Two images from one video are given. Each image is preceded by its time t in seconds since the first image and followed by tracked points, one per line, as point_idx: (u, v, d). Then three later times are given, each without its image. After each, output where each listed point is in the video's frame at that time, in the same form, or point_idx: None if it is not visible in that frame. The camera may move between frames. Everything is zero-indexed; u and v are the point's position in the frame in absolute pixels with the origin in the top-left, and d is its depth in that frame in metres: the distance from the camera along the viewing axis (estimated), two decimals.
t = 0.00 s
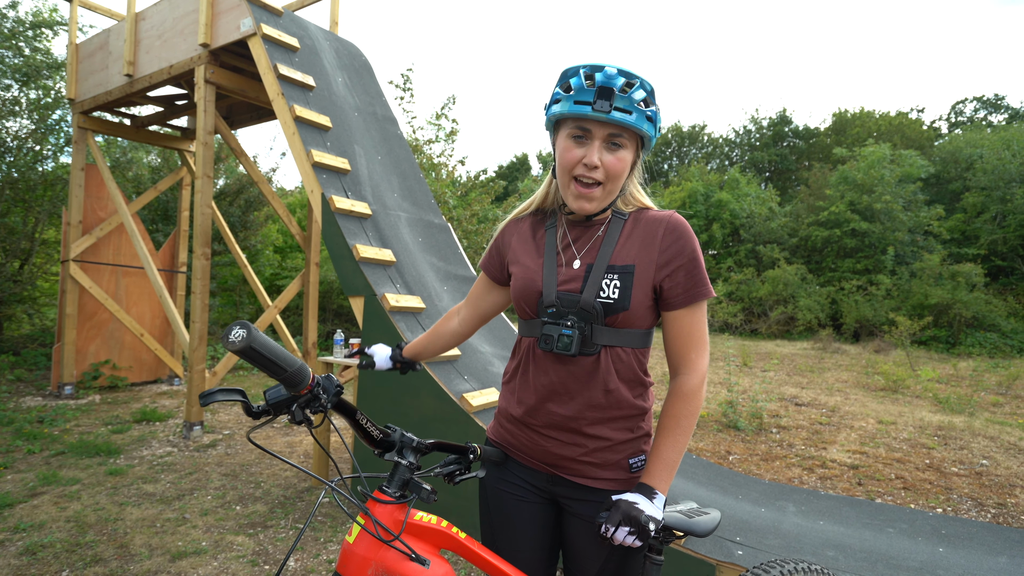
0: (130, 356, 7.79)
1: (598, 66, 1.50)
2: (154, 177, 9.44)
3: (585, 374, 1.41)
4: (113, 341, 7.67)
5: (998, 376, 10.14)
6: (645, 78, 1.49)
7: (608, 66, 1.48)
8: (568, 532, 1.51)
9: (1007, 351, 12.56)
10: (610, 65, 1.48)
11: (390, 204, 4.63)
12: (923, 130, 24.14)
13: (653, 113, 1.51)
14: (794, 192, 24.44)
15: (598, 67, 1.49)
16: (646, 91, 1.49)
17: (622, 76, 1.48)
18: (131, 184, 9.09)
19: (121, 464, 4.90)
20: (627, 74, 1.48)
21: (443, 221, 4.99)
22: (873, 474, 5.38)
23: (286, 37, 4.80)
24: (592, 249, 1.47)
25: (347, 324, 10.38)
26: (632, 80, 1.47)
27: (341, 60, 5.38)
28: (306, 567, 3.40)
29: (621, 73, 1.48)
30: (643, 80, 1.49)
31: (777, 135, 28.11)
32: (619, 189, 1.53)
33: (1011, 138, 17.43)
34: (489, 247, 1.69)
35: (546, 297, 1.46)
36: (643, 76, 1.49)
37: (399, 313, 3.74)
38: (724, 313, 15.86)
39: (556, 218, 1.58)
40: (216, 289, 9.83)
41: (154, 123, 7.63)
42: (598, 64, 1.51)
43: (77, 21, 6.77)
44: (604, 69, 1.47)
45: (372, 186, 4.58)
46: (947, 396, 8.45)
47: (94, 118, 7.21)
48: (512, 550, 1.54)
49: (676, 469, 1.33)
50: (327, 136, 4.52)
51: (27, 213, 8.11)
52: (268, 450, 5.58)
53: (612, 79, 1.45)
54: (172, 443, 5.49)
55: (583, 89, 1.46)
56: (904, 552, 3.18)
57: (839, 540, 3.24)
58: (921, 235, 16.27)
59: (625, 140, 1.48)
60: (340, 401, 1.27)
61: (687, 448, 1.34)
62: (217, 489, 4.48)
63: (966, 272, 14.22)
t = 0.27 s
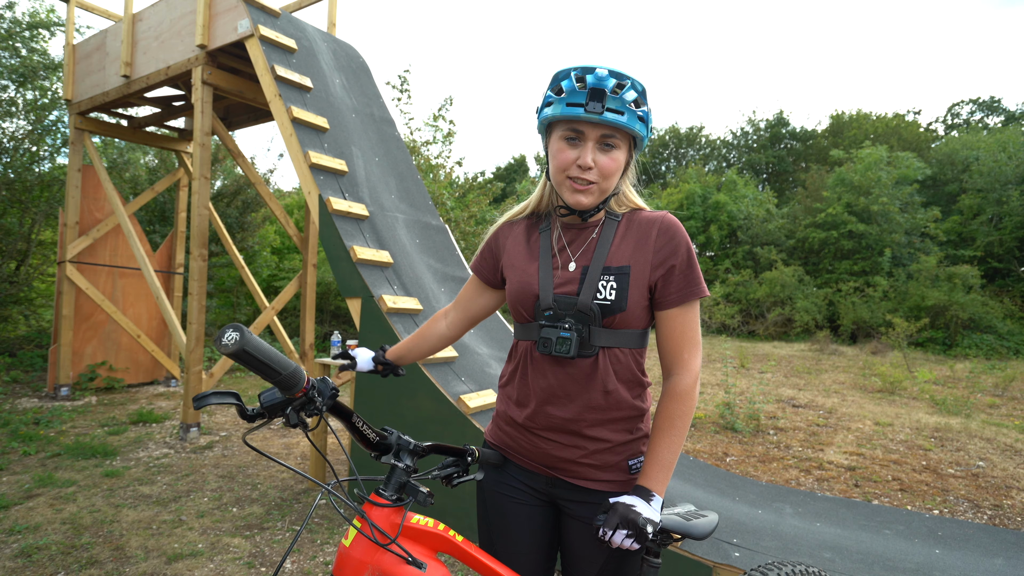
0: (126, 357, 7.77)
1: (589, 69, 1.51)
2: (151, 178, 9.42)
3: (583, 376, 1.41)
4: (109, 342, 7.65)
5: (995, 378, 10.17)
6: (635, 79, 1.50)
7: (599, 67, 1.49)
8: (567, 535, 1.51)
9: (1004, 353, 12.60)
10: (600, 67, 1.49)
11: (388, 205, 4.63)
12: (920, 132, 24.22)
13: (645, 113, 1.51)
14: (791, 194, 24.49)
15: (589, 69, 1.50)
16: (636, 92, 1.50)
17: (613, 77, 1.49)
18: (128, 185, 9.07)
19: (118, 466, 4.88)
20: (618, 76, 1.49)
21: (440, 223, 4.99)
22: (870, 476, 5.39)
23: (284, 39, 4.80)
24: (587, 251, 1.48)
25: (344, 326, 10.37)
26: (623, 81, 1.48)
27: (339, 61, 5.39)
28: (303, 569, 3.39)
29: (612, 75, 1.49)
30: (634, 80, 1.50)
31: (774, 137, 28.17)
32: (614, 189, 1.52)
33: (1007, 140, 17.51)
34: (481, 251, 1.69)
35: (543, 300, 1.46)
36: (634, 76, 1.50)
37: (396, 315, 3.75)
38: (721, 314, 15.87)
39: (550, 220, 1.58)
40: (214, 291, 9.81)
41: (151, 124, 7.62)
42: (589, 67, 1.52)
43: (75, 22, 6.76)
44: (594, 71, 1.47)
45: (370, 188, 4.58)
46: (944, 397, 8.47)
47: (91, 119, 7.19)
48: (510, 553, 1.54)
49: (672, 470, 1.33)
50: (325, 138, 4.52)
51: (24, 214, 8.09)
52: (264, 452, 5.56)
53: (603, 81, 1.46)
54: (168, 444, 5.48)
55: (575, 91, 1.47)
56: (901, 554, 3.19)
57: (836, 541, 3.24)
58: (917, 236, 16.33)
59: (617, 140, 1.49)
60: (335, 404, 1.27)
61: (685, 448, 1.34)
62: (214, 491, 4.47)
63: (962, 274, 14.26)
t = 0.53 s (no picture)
0: (124, 359, 7.76)
1: (590, 68, 1.51)
2: (149, 179, 9.41)
3: (579, 377, 1.41)
4: (106, 343, 7.64)
5: (991, 379, 10.20)
6: (636, 80, 1.50)
7: (600, 68, 1.49)
8: (562, 536, 1.51)
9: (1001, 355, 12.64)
10: (601, 68, 1.50)
11: (385, 206, 4.63)
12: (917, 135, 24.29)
13: (644, 115, 1.52)
14: (789, 195, 24.53)
15: (590, 69, 1.50)
16: (637, 92, 1.50)
17: (614, 78, 1.49)
18: (126, 186, 9.06)
19: (114, 467, 4.87)
20: (618, 77, 1.49)
21: (438, 224, 4.99)
22: (867, 477, 5.40)
23: (281, 40, 4.80)
24: (585, 252, 1.48)
25: (342, 327, 10.37)
26: (623, 82, 1.49)
27: (337, 63, 5.39)
28: (299, 570, 3.39)
29: (613, 76, 1.49)
30: (634, 82, 1.50)
31: (772, 139, 28.22)
32: (612, 190, 1.53)
33: (1003, 143, 17.57)
34: (478, 249, 1.70)
35: (540, 301, 1.46)
36: (634, 78, 1.51)
37: (393, 316, 3.75)
38: (719, 316, 15.89)
39: (549, 221, 1.58)
40: (211, 292, 9.80)
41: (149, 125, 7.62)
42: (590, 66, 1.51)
43: (72, 23, 6.76)
44: (596, 71, 1.47)
45: (367, 189, 4.58)
46: (941, 399, 8.49)
47: (88, 120, 7.18)
48: (506, 556, 1.54)
49: (669, 473, 1.33)
50: (322, 139, 4.52)
51: (21, 215, 8.08)
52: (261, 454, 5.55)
53: (603, 82, 1.46)
54: (165, 446, 5.47)
55: (576, 91, 1.47)
56: (897, 556, 3.20)
57: (832, 543, 3.25)
58: (914, 239, 16.38)
59: (616, 141, 1.49)
60: (332, 406, 1.27)
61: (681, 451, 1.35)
62: (211, 493, 4.46)
63: (959, 276, 14.30)
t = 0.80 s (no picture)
0: (120, 361, 7.74)
1: (596, 74, 1.51)
2: (146, 182, 9.40)
3: (574, 380, 1.41)
4: (103, 346, 7.61)
5: (988, 382, 10.22)
6: (640, 89, 1.50)
7: (605, 74, 1.49)
8: (558, 540, 1.51)
9: (997, 357, 12.68)
10: (607, 74, 1.50)
11: (383, 209, 4.63)
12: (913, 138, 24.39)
13: (647, 123, 1.52)
14: (786, 198, 24.60)
15: (595, 75, 1.50)
16: (640, 101, 1.50)
17: (618, 84, 1.48)
18: (123, 188, 9.05)
19: (110, 471, 4.85)
20: (623, 84, 1.49)
21: (435, 227, 4.99)
22: (864, 480, 5.41)
23: (279, 43, 4.80)
24: (581, 256, 1.48)
25: (339, 330, 10.35)
26: (627, 90, 1.48)
27: (335, 65, 5.39)
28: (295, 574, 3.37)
29: (618, 82, 1.49)
30: (639, 90, 1.50)
31: (769, 142, 28.31)
32: (610, 196, 1.53)
33: (999, 146, 17.65)
34: (475, 248, 1.69)
35: (537, 303, 1.46)
36: (638, 87, 1.51)
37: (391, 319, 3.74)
38: (716, 319, 15.91)
39: (547, 224, 1.59)
40: (208, 294, 9.78)
41: (146, 128, 7.61)
42: (596, 72, 1.51)
43: (69, 25, 6.74)
44: (600, 77, 1.48)
45: (365, 192, 4.58)
46: (937, 402, 8.51)
47: (85, 123, 7.16)
48: (501, 559, 1.53)
49: (665, 477, 1.33)
50: (320, 142, 4.51)
51: (16, 218, 8.05)
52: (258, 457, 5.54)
53: (607, 88, 1.46)
54: (161, 449, 5.45)
55: (580, 95, 1.47)
56: (894, 558, 3.20)
57: (830, 546, 3.25)
58: (910, 241, 16.43)
59: (617, 147, 1.49)
60: (327, 411, 1.26)
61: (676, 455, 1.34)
62: (207, 497, 4.44)
63: (955, 279, 14.34)
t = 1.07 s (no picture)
0: (117, 364, 7.72)
1: (597, 77, 1.51)
2: (144, 184, 9.39)
3: (572, 381, 1.41)
4: (100, 349, 7.59)
5: (985, 382, 10.25)
6: (641, 93, 1.51)
7: (606, 77, 1.49)
8: (556, 541, 1.51)
9: (994, 358, 12.72)
10: (609, 77, 1.50)
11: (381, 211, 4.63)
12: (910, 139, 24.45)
13: (646, 127, 1.52)
14: (783, 199, 24.65)
15: (597, 77, 1.51)
16: (640, 105, 1.51)
17: (619, 88, 1.49)
18: (120, 191, 9.04)
19: (108, 474, 4.84)
20: (624, 88, 1.50)
21: (433, 229, 4.99)
22: (862, 481, 5.42)
23: (276, 45, 4.80)
24: (578, 257, 1.48)
25: (337, 332, 10.35)
26: (628, 94, 1.49)
27: (332, 67, 5.39)
28: None
29: (619, 85, 1.50)
30: (639, 94, 1.51)
31: (766, 143, 28.37)
32: (608, 197, 1.53)
33: (996, 148, 17.71)
34: (471, 247, 1.70)
35: (535, 304, 1.46)
36: (639, 91, 1.51)
37: (389, 321, 3.74)
38: (715, 320, 15.93)
39: (545, 226, 1.58)
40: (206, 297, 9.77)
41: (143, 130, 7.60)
42: (598, 75, 1.51)
43: (66, 27, 6.74)
44: (602, 79, 1.48)
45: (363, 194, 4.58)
46: (935, 402, 8.53)
47: (82, 125, 7.15)
48: (499, 560, 1.53)
49: (659, 476, 1.34)
50: (317, 144, 4.51)
51: (13, 220, 8.04)
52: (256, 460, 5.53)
53: (608, 91, 1.46)
54: (159, 452, 5.44)
55: (581, 97, 1.47)
56: (892, 558, 3.20)
57: (828, 547, 3.26)
58: (908, 242, 16.47)
59: (617, 148, 1.49)
60: (324, 412, 1.27)
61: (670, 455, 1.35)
62: (205, 499, 4.43)
63: (953, 279, 14.38)
